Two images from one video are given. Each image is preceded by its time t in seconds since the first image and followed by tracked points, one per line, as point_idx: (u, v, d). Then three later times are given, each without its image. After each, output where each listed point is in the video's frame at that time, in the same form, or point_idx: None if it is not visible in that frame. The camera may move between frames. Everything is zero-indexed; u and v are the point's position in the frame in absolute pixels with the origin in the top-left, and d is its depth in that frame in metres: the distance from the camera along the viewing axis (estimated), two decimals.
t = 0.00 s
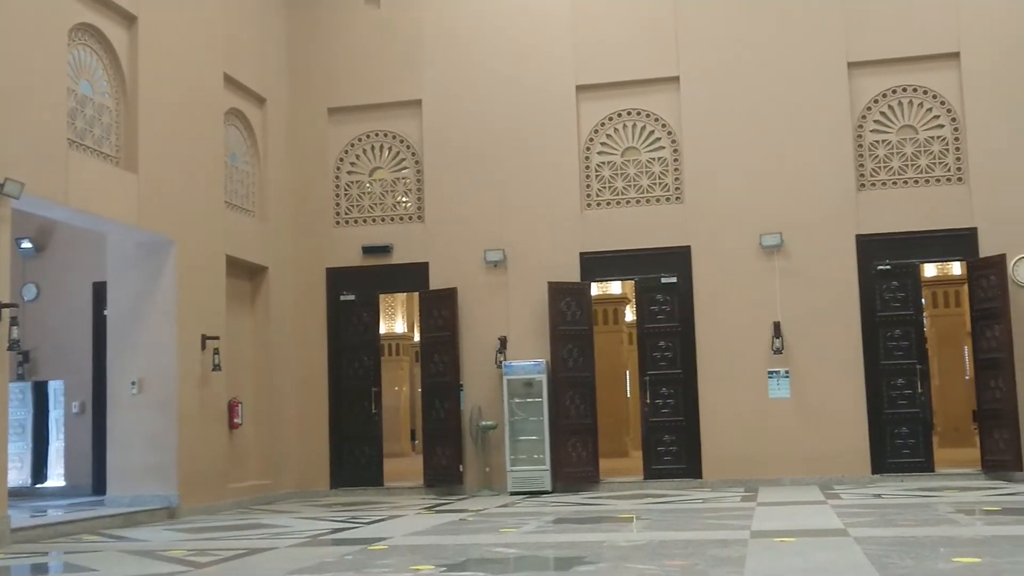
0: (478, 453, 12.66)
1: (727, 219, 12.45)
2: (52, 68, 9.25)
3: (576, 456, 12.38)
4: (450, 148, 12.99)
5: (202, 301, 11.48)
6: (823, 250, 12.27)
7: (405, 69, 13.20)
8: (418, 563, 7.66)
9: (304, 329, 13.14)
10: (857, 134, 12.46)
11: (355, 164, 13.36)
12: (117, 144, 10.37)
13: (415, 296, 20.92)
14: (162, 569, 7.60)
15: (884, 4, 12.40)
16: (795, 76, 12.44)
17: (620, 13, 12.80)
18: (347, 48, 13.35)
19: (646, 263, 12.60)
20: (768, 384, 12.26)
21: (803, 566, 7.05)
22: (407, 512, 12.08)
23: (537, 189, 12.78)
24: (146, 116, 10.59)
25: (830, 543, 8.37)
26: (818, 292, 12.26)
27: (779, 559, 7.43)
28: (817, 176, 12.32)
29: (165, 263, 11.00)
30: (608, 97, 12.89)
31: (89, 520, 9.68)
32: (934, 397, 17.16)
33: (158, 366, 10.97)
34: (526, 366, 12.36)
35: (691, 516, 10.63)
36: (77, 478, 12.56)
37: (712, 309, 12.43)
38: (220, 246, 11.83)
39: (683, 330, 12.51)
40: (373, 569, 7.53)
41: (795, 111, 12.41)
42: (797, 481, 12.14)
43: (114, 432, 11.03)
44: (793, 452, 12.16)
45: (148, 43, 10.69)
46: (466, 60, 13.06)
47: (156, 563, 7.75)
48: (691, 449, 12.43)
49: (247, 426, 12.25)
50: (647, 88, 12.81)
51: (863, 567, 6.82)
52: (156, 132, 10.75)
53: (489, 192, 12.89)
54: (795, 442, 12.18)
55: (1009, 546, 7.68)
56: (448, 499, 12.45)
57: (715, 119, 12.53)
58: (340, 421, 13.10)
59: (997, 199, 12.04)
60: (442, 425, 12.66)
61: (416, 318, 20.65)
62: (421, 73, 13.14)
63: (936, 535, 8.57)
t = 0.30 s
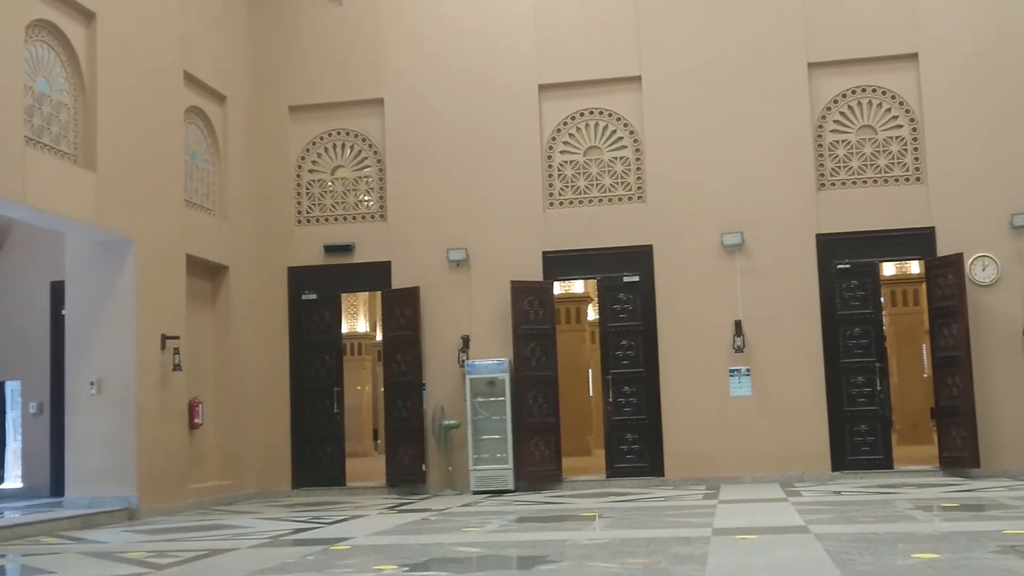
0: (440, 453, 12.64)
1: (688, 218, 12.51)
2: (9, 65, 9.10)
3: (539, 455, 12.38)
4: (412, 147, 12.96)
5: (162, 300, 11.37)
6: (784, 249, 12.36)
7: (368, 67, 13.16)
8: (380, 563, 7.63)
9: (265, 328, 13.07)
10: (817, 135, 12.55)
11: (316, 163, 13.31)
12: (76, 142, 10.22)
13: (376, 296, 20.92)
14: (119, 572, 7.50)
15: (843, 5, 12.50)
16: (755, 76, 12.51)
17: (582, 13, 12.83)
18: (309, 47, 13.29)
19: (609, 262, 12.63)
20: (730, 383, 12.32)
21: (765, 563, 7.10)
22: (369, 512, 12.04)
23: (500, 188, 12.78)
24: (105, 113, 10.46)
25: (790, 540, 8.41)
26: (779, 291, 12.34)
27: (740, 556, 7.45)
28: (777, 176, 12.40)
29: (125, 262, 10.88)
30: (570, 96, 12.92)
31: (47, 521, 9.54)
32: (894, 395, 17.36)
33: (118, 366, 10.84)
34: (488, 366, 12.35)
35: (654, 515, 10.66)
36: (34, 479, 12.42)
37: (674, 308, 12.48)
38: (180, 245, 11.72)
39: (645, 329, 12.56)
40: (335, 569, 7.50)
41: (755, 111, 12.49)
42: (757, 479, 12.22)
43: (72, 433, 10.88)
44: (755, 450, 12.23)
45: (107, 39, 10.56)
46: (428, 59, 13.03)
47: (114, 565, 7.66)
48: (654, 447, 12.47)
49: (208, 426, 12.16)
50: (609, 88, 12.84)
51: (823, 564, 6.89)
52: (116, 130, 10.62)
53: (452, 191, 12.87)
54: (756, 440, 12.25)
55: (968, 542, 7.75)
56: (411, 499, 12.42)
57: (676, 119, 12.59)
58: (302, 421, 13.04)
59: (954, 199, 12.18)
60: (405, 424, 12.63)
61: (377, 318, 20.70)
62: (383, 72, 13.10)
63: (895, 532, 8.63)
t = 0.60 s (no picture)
0: (405, 452, 12.60)
1: (652, 217, 12.55)
2: None
3: (504, 454, 12.37)
4: (377, 145, 12.93)
5: (124, 300, 11.27)
6: (747, 249, 12.43)
7: (332, 66, 13.11)
8: (343, 564, 7.62)
9: (227, 328, 12.99)
10: (779, 135, 12.63)
11: (279, 161, 13.24)
12: (35, 140, 10.10)
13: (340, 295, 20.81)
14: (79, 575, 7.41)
15: (804, 7, 12.60)
16: (718, 77, 12.58)
17: (546, 12, 12.85)
18: (272, 45, 13.22)
19: (572, 261, 12.66)
20: (693, 381, 12.37)
21: (727, 561, 7.13)
22: (333, 513, 11.99)
23: (465, 187, 12.78)
24: (65, 110, 10.34)
25: (753, 538, 8.44)
26: (742, 290, 12.41)
27: (704, 553, 7.47)
28: (740, 176, 12.47)
29: (85, 261, 10.73)
30: (534, 95, 12.93)
31: (7, 523, 9.41)
32: (855, 393, 17.52)
33: (78, 366, 10.72)
34: (452, 366, 12.25)
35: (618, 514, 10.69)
36: None
37: (638, 307, 12.52)
38: (142, 245, 11.62)
39: (609, 328, 12.59)
40: (298, 570, 7.47)
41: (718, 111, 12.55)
42: (720, 477, 12.28)
43: (31, 434, 10.74)
44: (718, 448, 12.28)
45: (68, 36, 10.45)
46: (392, 57, 13.00)
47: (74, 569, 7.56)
48: (617, 446, 12.51)
49: (169, 427, 12.08)
50: (573, 87, 12.87)
51: (785, 561, 6.94)
52: (77, 127, 10.51)
53: (415, 190, 12.85)
54: (719, 439, 12.30)
55: (927, 539, 7.81)
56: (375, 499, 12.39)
57: (640, 119, 12.63)
58: (264, 421, 12.98)
59: (914, 199, 12.30)
60: (369, 424, 12.60)
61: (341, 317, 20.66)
62: (347, 70, 13.06)
63: (857, 529, 8.68)
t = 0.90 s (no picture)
0: (373, 452, 12.55)
1: (621, 217, 12.58)
2: None
3: (472, 454, 12.35)
4: (345, 145, 12.89)
5: (90, 299, 11.17)
6: (714, 248, 12.48)
7: (300, 64, 13.07)
8: (311, 564, 7.60)
9: (194, 328, 12.93)
10: (747, 135, 12.70)
11: (247, 160, 13.17)
12: None
13: (308, 293, 20.82)
14: None
15: (772, 8, 12.68)
16: (686, 77, 12.63)
17: (515, 11, 12.86)
18: (239, 43, 13.17)
19: (541, 260, 12.68)
20: (661, 380, 12.41)
21: (695, 559, 7.15)
22: (300, 512, 11.94)
23: (433, 187, 12.77)
24: (31, 108, 10.21)
25: (721, 537, 8.47)
26: (709, 290, 12.46)
27: (673, 552, 7.49)
28: (708, 176, 12.53)
29: (49, 260, 10.60)
30: (503, 95, 12.94)
31: None
32: (821, 392, 17.64)
33: (43, 366, 10.61)
34: (421, 365, 12.23)
35: (587, 512, 10.71)
36: None
37: (606, 306, 12.54)
38: (109, 244, 11.52)
39: (577, 328, 12.61)
40: (265, 570, 7.43)
41: (685, 111, 12.60)
42: (688, 476, 12.32)
43: None
44: (687, 448, 12.32)
45: (33, 32, 10.32)
46: (360, 56, 12.97)
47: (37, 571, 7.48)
48: (585, 445, 12.53)
49: (135, 427, 12.00)
50: (542, 87, 12.89)
51: (753, 559, 6.97)
52: (43, 125, 10.39)
53: (384, 189, 12.82)
54: (687, 438, 12.35)
55: (893, 537, 7.87)
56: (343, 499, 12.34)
57: (609, 119, 12.66)
58: (231, 421, 12.91)
59: (880, 199, 12.40)
60: (337, 423, 12.56)
61: (308, 316, 20.63)
62: (315, 69, 13.02)
63: (823, 526, 8.73)
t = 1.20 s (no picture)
0: (345, 452, 12.51)
1: (593, 217, 12.61)
2: None
3: (444, 453, 12.33)
4: (317, 143, 12.85)
5: (59, 298, 11.05)
6: (686, 248, 12.52)
7: (272, 63, 13.02)
8: (282, 563, 7.57)
9: (164, 327, 12.86)
10: (718, 136, 12.75)
11: (218, 158, 13.11)
12: None
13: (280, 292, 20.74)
14: None
15: (743, 9, 12.74)
16: (658, 78, 12.67)
17: (488, 11, 12.87)
18: (210, 41, 13.11)
19: (514, 260, 12.69)
20: (633, 380, 12.44)
21: (667, 558, 7.16)
22: (271, 512, 11.88)
23: (406, 186, 12.75)
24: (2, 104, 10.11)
25: (692, 536, 8.50)
26: (681, 290, 12.50)
27: (645, 551, 7.50)
28: (680, 176, 12.57)
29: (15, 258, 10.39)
30: (475, 94, 12.94)
31: None
32: (792, 392, 17.75)
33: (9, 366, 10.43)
34: (394, 365, 12.22)
35: (559, 511, 10.71)
36: None
37: (579, 306, 12.56)
38: (79, 242, 11.42)
39: (549, 327, 12.63)
40: (236, 571, 7.40)
41: (658, 112, 12.64)
42: (660, 475, 12.36)
43: None
44: (658, 447, 12.35)
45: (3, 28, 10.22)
46: (333, 55, 12.93)
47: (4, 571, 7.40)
48: (558, 444, 12.54)
49: (104, 427, 11.90)
50: (515, 86, 12.90)
51: (725, 558, 7.01)
52: (14, 122, 10.29)
53: (356, 188, 12.79)
54: (659, 437, 12.38)
55: (862, 535, 7.91)
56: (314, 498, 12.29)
57: (581, 119, 12.69)
58: (202, 421, 12.84)
59: (851, 200, 12.48)
60: (308, 422, 12.52)
61: (280, 315, 20.57)
62: (288, 67, 12.97)
63: (794, 525, 8.76)
